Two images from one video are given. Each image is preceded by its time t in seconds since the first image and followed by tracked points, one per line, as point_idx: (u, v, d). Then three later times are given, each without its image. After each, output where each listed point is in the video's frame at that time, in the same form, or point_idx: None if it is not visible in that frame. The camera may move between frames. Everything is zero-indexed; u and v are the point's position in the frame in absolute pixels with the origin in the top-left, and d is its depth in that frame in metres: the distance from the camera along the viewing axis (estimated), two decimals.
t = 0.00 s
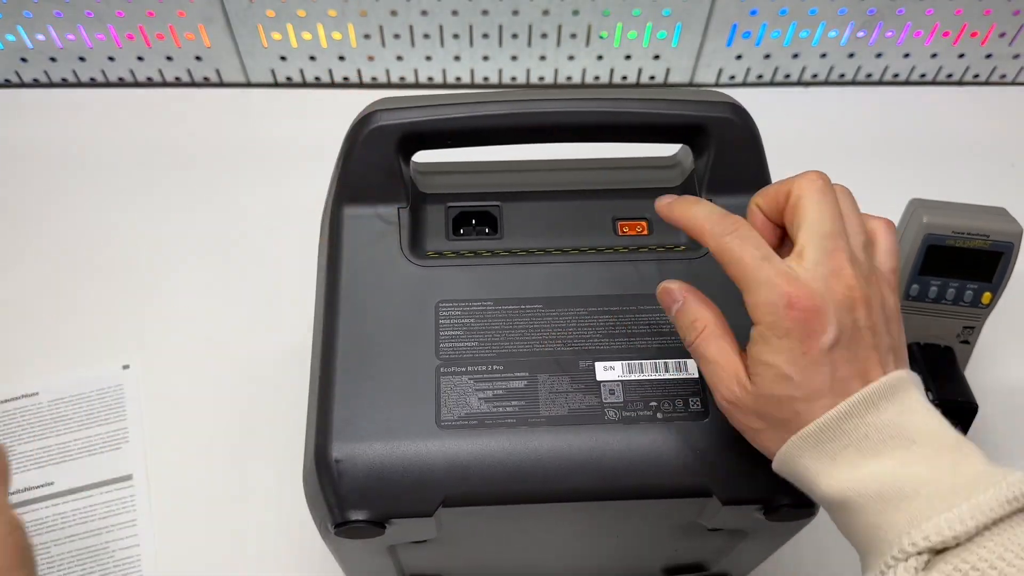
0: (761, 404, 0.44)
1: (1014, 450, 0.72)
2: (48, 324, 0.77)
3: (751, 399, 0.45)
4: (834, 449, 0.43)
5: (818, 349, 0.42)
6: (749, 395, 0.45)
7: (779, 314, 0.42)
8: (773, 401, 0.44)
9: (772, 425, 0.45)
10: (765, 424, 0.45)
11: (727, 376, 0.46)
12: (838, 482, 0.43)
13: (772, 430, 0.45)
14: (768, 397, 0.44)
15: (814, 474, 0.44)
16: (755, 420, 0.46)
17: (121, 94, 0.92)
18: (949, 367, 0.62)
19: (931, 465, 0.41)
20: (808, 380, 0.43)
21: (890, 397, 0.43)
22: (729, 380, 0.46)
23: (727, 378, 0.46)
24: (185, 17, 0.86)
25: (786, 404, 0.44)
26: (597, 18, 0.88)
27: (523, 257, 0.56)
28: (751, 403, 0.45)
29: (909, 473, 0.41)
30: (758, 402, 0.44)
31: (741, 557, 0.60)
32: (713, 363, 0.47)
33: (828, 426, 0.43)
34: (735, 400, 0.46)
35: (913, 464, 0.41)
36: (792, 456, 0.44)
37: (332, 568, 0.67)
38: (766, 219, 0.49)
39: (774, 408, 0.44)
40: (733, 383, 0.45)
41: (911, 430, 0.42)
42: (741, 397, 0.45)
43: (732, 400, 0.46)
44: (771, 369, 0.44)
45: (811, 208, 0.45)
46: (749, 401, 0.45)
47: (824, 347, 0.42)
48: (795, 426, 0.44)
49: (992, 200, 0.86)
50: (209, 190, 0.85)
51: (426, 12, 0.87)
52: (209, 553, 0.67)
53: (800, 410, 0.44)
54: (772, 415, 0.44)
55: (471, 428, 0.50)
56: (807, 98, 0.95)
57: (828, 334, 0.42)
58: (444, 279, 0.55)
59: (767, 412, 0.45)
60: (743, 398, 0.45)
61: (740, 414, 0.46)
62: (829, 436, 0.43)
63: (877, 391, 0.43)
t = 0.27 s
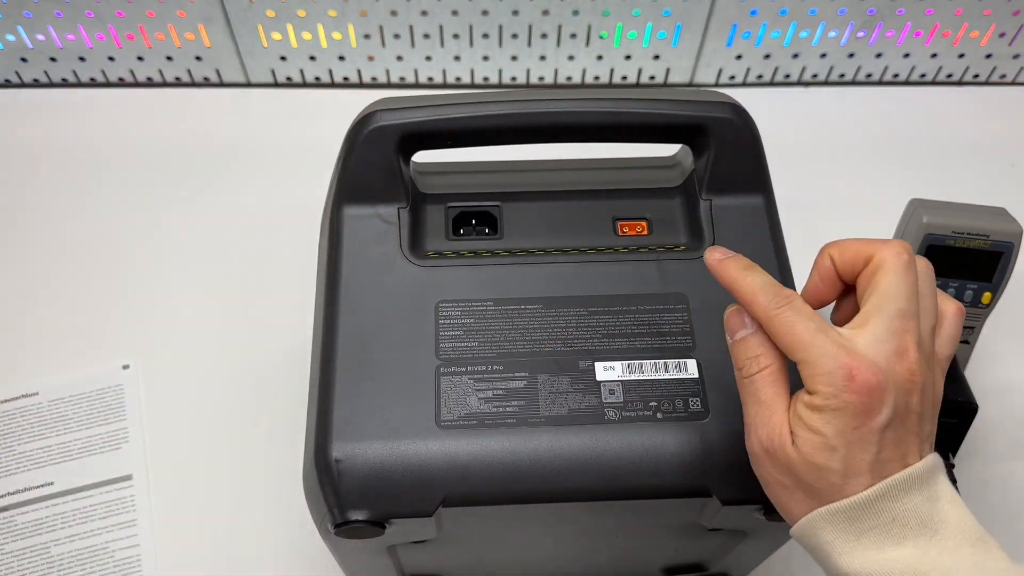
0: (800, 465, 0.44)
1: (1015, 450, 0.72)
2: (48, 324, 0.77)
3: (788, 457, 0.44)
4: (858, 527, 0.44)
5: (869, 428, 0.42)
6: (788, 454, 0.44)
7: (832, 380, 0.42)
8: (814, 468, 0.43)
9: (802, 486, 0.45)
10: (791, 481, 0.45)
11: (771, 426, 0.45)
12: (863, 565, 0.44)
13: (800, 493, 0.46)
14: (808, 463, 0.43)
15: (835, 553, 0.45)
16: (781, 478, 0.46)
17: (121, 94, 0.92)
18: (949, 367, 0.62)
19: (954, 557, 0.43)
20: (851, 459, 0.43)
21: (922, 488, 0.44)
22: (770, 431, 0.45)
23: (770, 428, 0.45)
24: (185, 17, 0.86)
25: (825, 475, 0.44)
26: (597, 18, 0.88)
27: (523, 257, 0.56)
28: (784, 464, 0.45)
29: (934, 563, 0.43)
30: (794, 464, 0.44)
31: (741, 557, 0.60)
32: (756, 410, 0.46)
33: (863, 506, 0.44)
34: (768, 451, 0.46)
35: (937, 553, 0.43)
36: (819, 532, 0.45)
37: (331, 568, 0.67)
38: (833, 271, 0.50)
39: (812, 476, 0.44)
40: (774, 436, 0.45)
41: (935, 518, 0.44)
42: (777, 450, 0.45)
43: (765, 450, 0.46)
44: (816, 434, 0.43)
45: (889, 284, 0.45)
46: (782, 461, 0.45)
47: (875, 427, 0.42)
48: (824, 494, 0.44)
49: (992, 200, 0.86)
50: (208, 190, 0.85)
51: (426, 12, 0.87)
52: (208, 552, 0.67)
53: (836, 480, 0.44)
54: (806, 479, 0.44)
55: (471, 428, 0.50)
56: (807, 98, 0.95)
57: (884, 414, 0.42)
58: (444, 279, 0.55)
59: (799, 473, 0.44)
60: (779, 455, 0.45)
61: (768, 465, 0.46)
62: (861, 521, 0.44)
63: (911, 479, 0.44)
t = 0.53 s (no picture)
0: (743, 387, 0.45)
1: (1015, 450, 0.72)
2: (48, 324, 0.77)
3: (733, 382, 0.46)
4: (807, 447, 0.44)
5: (802, 344, 0.44)
6: (733, 378, 0.46)
7: (767, 301, 0.45)
8: (755, 385, 0.45)
9: (750, 411, 0.46)
10: (741, 410, 0.47)
11: (718, 354, 0.47)
12: (806, 477, 0.43)
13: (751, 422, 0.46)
14: (749, 381, 0.45)
15: (780, 474, 0.45)
16: (734, 405, 0.47)
17: (121, 94, 0.92)
18: (950, 367, 0.62)
19: (897, 473, 0.42)
20: (790, 375, 0.44)
21: (861, 406, 0.44)
22: (718, 359, 0.47)
23: (717, 358, 0.47)
24: (185, 18, 0.86)
25: (767, 395, 0.45)
26: (597, 18, 0.88)
27: (524, 257, 0.56)
28: (730, 391, 0.47)
29: (877, 479, 0.42)
30: (738, 384, 0.46)
31: (742, 557, 0.60)
32: (707, 344, 0.48)
33: (806, 428, 0.44)
34: (719, 381, 0.47)
35: (880, 470, 0.42)
36: (767, 457, 0.45)
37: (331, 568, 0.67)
38: (784, 216, 0.51)
39: (756, 397, 0.45)
40: (721, 362, 0.47)
41: (878, 440, 0.43)
42: (723, 378, 0.47)
43: (716, 382, 0.47)
44: (756, 355, 0.45)
45: (827, 219, 0.47)
46: (729, 386, 0.47)
47: (808, 345, 0.44)
48: (769, 413, 0.45)
49: (992, 200, 0.86)
50: (208, 190, 0.85)
51: (426, 13, 0.87)
52: (210, 551, 0.67)
53: (780, 399, 0.45)
54: (749, 403, 0.46)
55: (472, 428, 0.50)
56: (807, 98, 0.95)
57: (815, 332, 0.44)
58: (444, 279, 0.55)
59: (744, 395, 0.46)
60: (727, 381, 0.46)
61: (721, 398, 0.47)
62: (802, 437, 0.44)
63: (851, 397, 0.44)
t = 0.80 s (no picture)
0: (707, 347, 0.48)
1: (1015, 450, 0.72)
2: (49, 323, 0.77)
3: (700, 343, 0.48)
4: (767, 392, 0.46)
5: (756, 299, 0.48)
6: (700, 338, 0.48)
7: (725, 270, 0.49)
8: (716, 339, 0.47)
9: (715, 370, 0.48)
10: (708, 372, 0.48)
11: (686, 325, 0.50)
12: (774, 436, 0.44)
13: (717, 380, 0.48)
14: (712, 337, 0.48)
15: (750, 436, 0.45)
16: (701, 366, 0.49)
17: (121, 94, 0.92)
18: (950, 367, 0.62)
19: (860, 423, 0.42)
20: (745, 327, 0.47)
21: (822, 366, 0.46)
22: (687, 328, 0.50)
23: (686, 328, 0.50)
24: (185, 18, 0.86)
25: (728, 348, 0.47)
26: (597, 19, 0.88)
27: (524, 257, 0.56)
28: (698, 353, 0.49)
29: (840, 429, 0.42)
30: (703, 342, 0.48)
31: (742, 557, 0.60)
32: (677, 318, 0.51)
33: (766, 382, 0.46)
34: (688, 348, 0.50)
35: (843, 421, 0.43)
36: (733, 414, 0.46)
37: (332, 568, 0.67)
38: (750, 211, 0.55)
39: (717, 351, 0.47)
40: (689, 328, 0.49)
41: (839, 394, 0.44)
42: (691, 344, 0.49)
43: (686, 350, 0.50)
44: (718, 315, 0.48)
45: (778, 203, 0.52)
46: (696, 347, 0.49)
47: (762, 300, 0.47)
48: (731, 366, 0.47)
49: (992, 200, 0.86)
50: (209, 191, 0.85)
51: (426, 13, 0.87)
52: (210, 551, 0.67)
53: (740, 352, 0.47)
54: (713, 359, 0.48)
55: (472, 428, 0.50)
56: (807, 98, 0.95)
57: (766, 287, 0.48)
58: (445, 279, 0.55)
59: (709, 353, 0.48)
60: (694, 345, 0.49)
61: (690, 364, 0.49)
62: (764, 392, 0.46)
63: (814, 362, 0.46)
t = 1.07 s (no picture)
0: (707, 338, 0.48)
1: (1015, 450, 0.72)
2: (49, 324, 0.77)
3: (701, 334, 0.48)
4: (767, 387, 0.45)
5: (761, 292, 0.47)
6: (702, 330, 0.48)
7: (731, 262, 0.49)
8: (717, 331, 0.47)
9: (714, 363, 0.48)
10: (710, 364, 0.48)
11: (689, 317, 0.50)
12: (773, 431, 0.44)
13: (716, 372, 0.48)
14: (712, 328, 0.48)
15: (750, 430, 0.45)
16: (702, 357, 0.49)
17: (121, 94, 0.92)
18: (950, 367, 0.62)
19: (861, 420, 0.42)
20: (748, 320, 0.47)
21: (825, 362, 0.45)
22: (691, 319, 0.50)
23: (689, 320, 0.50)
24: (185, 18, 0.86)
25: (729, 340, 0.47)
26: (597, 18, 0.88)
27: (523, 257, 0.56)
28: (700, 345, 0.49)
29: (841, 426, 0.42)
30: (704, 333, 0.48)
31: (742, 557, 0.60)
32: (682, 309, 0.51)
33: (767, 376, 0.46)
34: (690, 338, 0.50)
35: (844, 418, 0.43)
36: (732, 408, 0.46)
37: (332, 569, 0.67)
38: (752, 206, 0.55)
39: (718, 342, 0.47)
40: (691, 320, 0.50)
41: (839, 389, 0.44)
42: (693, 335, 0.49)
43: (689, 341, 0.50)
44: (721, 307, 0.48)
45: (782, 197, 0.52)
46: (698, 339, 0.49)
47: (767, 292, 0.47)
48: (731, 359, 0.47)
49: (992, 200, 0.86)
50: (209, 191, 0.86)
51: (426, 13, 0.87)
52: (210, 551, 0.67)
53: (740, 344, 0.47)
54: (713, 350, 0.48)
55: (472, 428, 0.50)
56: (807, 98, 0.95)
57: (771, 280, 0.47)
58: (445, 279, 0.55)
59: (709, 344, 0.48)
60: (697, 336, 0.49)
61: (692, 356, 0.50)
62: (766, 386, 0.45)
63: (816, 355, 0.45)
